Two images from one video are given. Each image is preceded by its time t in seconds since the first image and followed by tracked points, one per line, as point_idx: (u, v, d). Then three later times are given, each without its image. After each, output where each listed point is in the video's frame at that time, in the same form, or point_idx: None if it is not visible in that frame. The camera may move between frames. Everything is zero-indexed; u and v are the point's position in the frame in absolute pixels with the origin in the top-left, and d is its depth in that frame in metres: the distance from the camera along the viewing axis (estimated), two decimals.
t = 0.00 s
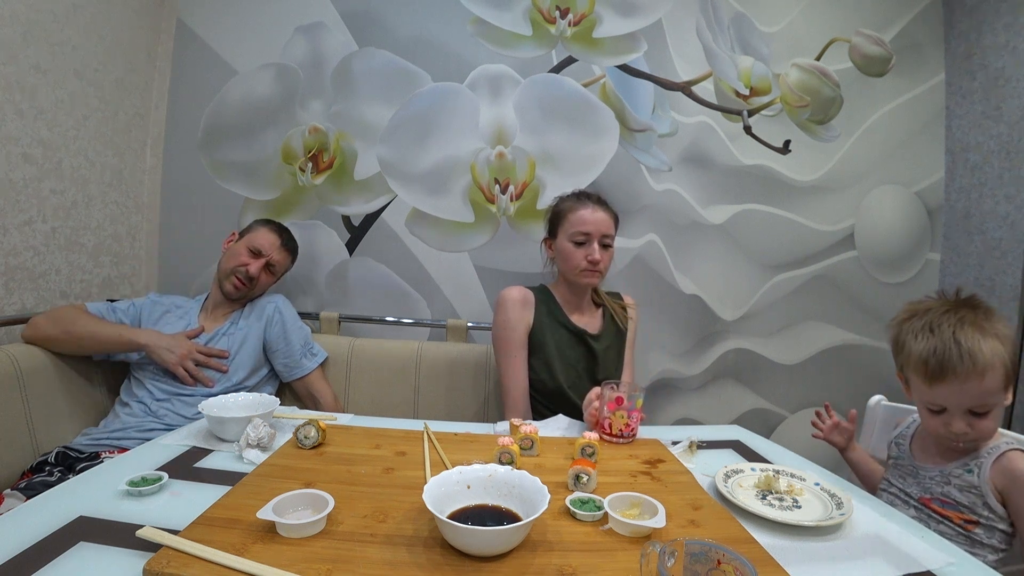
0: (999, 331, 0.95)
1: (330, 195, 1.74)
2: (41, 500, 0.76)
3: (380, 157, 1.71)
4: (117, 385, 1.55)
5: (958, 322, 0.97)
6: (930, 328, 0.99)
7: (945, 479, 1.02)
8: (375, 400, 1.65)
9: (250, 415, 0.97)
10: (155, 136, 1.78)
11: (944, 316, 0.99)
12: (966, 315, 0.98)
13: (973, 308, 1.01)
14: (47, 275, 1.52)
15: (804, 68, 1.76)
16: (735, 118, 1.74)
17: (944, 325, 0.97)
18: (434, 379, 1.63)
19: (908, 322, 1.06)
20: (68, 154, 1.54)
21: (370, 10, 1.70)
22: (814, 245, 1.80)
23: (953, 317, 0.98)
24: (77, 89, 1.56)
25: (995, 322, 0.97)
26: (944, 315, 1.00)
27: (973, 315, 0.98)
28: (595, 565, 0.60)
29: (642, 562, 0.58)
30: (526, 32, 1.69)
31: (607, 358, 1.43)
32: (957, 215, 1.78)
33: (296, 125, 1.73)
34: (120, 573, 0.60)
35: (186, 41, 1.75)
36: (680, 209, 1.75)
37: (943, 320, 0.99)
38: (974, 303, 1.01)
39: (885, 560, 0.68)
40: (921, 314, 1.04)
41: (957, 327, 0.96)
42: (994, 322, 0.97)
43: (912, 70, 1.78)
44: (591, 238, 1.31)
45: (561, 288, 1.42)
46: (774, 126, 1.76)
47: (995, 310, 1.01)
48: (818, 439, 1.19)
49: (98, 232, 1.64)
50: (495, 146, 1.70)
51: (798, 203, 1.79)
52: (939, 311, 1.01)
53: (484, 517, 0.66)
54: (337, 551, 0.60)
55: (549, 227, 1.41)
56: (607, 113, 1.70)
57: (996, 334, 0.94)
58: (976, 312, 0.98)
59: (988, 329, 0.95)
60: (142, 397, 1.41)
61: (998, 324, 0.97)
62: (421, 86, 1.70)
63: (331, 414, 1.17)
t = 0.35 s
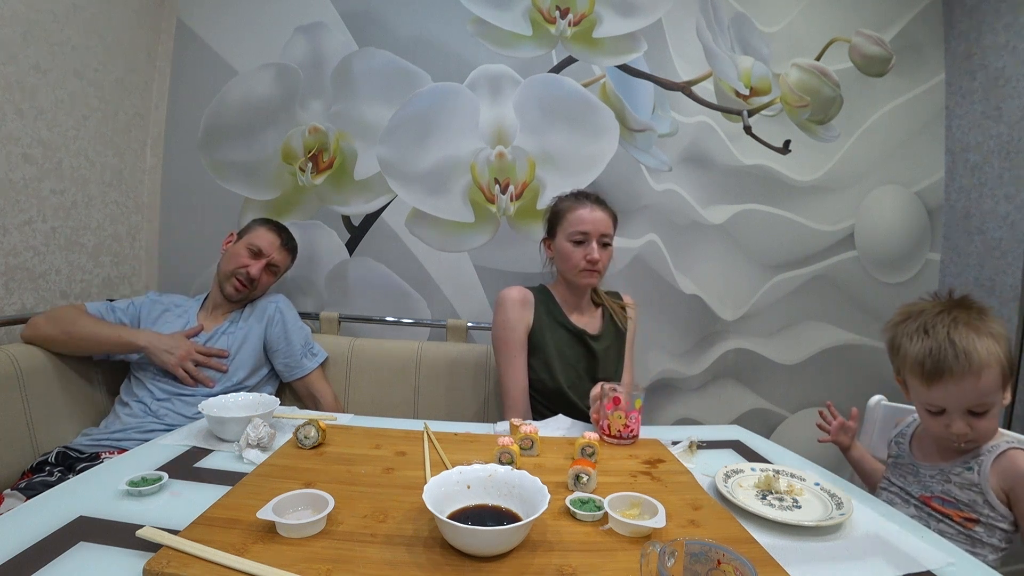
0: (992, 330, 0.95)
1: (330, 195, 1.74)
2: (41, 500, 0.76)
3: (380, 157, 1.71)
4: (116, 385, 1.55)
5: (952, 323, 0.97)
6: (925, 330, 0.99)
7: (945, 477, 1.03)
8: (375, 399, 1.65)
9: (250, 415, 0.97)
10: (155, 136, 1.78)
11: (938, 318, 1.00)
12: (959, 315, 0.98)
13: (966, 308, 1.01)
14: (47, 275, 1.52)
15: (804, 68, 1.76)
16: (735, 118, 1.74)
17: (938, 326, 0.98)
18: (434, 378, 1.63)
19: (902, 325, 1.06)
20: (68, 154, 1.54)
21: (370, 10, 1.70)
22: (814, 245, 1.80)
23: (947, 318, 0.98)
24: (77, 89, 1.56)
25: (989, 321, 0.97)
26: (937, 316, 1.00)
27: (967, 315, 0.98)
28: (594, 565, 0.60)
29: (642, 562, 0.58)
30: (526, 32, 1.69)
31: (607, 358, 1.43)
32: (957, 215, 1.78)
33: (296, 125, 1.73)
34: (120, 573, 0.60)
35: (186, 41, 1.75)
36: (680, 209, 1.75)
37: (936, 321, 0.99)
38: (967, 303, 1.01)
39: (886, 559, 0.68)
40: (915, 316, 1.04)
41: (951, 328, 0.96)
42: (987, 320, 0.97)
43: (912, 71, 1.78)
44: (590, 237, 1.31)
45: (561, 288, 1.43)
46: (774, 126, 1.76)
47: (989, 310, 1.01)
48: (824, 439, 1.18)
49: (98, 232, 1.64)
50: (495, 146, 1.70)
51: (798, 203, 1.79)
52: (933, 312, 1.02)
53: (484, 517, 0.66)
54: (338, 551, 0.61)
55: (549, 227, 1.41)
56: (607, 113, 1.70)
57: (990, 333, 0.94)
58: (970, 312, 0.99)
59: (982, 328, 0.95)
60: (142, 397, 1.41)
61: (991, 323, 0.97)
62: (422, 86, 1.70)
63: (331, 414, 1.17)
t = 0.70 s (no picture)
0: (993, 336, 0.94)
1: (330, 195, 1.74)
2: (41, 499, 0.76)
3: (380, 157, 1.71)
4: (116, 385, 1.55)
5: (952, 331, 0.96)
6: (925, 338, 0.98)
7: (947, 480, 1.03)
8: (375, 399, 1.65)
9: (250, 415, 0.97)
10: (155, 136, 1.78)
11: (939, 325, 0.99)
12: (959, 322, 0.97)
13: (964, 312, 1.01)
14: (47, 275, 1.52)
15: (804, 68, 1.76)
16: (735, 118, 1.74)
17: (939, 335, 0.97)
18: (434, 379, 1.63)
19: (900, 331, 1.05)
20: (68, 154, 1.54)
21: (370, 10, 1.70)
22: (814, 245, 1.80)
23: (947, 325, 0.97)
24: (77, 88, 1.56)
25: (989, 326, 0.97)
26: (936, 324, 0.99)
27: (967, 321, 0.97)
28: (594, 565, 0.60)
29: (642, 562, 0.58)
30: (526, 32, 1.69)
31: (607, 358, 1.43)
32: (957, 215, 1.78)
33: (296, 125, 1.73)
34: (120, 573, 0.60)
35: (186, 41, 1.75)
36: (680, 209, 1.75)
37: (936, 328, 0.98)
38: (966, 308, 1.01)
39: (885, 559, 0.68)
40: (914, 322, 1.03)
41: (952, 337, 0.95)
42: (987, 326, 0.97)
43: (912, 71, 1.78)
44: (590, 236, 1.31)
45: (560, 288, 1.43)
46: (774, 126, 1.76)
47: (988, 312, 1.01)
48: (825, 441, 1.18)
49: (98, 232, 1.64)
50: (495, 146, 1.70)
51: (798, 203, 1.79)
52: (933, 319, 1.01)
53: (484, 517, 0.66)
54: (338, 551, 0.61)
55: (548, 227, 1.41)
56: (607, 113, 1.70)
57: (990, 340, 0.94)
58: (969, 318, 0.98)
59: (982, 336, 0.94)
60: (142, 397, 1.41)
61: (991, 329, 0.96)
62: (421, 86, 1.70)
63: (331, 414, 1.17)
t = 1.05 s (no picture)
0: (1000, 338, 0.95)
1: (330, 195, 1.74)
2: (40, 500, 0.76)
3: (380, 157, 1.71)
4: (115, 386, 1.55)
5: (961, 333, 0.96)
6: (933, 340, 0.98)
7: (947, 482, 1.03)
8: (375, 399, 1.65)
9: (250, 415, 0.97)
10: (155, 136, 1.78)
11: (946, 327, 0.98)
12: (966, 323, 0.97)
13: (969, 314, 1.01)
14: (47, 275, 1.52)
15: (804, 68, 1.76)
16: (735, 118, 1.74)
17: (947, 337, 0.96)
18: (434, 378, 1.63)
19: (906, 332, 1.05)
20: (68, 154, 1.54)
21: (370, 10, 1.70)
22: (814, 245, 1.80)
23: (955, 327, 0.97)
24: (77, 89, 1.56)
25: (994, 328, 0.97)
26: (943, 326, 0.99)
27: (973, 323, 0.97)
28: (595, 565, 0.60)
29: (642, 562, 0.58)
30: (526, 32, 1.68)
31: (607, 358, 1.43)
32: (957, 215, 1.78)
33: (296, 125, 1.73)
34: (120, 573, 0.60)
35: (186, 41, 1.75)
36: (680, 208, 1.75)
37: (944, 330, 0.98)
38: (972, 310, 1.01)
39: (885, 560, 0.68)
40: (919, 323, 1.03)
41: (961, 338, 0.94)
42: (993, 328, 0.97)
43: (912, 71, 1.78)
44: (589, 236, 1.31)
45: (560, 287, 1.43)
46: (774, 126, 1.76)
47: (991, 314, 1.02)
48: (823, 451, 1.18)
49: (98, 232, 1.64)
50: (495, 146, 1.70)
51: (798, 203, 1.79)
52: (939, 321, 1.00)
53: (484, 517, 0.66)
54: (337, 551, 0.60)
55: (548, 227, 1.41)
56: (607, 113, 1.70)
57: (998, 342, 0.94)
58: (976, 319, 0.98)
59: (990, 338, 0.94)
60: (142, 397, 1.41)
61: (997, 330, 0.97)
62: (421, 86, 1.70)
63: (331, 414, 1.17)
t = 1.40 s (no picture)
0: None
1: (330, 195, 1.74)
2: (40, 500, 0.76)
3: (380, 157, 1.71)
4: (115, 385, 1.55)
5: None
6: (997, 353, 0.88)
7: (966, 507, 0.99)
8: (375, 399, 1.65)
9: (250, 415, 0.97)
10: (155, 136, 1.78)
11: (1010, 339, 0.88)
12: None
13: None
14: (47, 275, 1.52)
15: (804, 69, 1.76)
16: (735, 118, 1.74)
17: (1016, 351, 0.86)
18: (433, 378, 1.63)
19: (961, 340, 0.94)
20: (68, 154, 1.54)
21: (370, 10, 1.70)
22: (814, 245, 1.80)
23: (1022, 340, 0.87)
24: (77, 89, 1.56)
25: None
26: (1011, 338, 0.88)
27: None
28: (595, 565, 0.60)
29: (642, 562, 0.58)
30: (526, 32, 1.69)
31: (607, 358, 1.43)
32: (957, 215, 1.78)
33: (296, 125, 1.73)
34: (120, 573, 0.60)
35: (186, 41, 1.75)
36: (680, 208, 1.75)
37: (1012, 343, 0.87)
38: None
39: (886, 560, 0.68)
40: (978, 332, 0.93)
41: None
42: None
43: (911, 71, 1.78)
44: (586, 236, 1.31)
45: (561, 288, 1.42)
46: (774, 126, 1.76)
47: None
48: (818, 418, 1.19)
49: (98, 232, 1.64)
50: (495, 146, 1.70)
51: (798, 203, 1.79)
52: (1002, 331, 0.90)
53: (484, 517, 0.66)
54: (337, 551, 0.61)
55: (546, 228, 1.41)
56: (607, 113, 1.70)
57: None
58: None
59: None
60: (142, 397, 1.41)
61: None
62: (421, 86, 1.70)
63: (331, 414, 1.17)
